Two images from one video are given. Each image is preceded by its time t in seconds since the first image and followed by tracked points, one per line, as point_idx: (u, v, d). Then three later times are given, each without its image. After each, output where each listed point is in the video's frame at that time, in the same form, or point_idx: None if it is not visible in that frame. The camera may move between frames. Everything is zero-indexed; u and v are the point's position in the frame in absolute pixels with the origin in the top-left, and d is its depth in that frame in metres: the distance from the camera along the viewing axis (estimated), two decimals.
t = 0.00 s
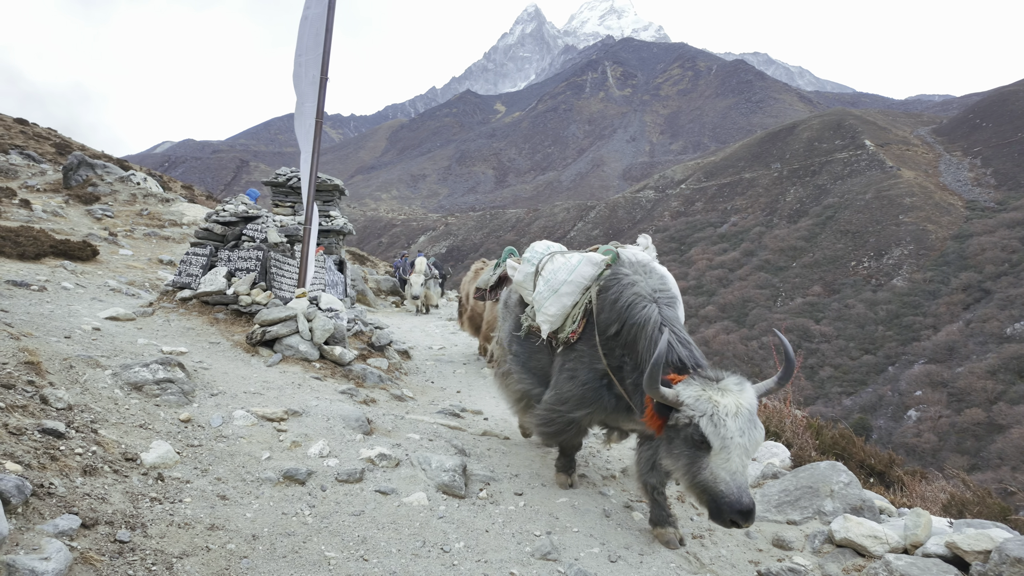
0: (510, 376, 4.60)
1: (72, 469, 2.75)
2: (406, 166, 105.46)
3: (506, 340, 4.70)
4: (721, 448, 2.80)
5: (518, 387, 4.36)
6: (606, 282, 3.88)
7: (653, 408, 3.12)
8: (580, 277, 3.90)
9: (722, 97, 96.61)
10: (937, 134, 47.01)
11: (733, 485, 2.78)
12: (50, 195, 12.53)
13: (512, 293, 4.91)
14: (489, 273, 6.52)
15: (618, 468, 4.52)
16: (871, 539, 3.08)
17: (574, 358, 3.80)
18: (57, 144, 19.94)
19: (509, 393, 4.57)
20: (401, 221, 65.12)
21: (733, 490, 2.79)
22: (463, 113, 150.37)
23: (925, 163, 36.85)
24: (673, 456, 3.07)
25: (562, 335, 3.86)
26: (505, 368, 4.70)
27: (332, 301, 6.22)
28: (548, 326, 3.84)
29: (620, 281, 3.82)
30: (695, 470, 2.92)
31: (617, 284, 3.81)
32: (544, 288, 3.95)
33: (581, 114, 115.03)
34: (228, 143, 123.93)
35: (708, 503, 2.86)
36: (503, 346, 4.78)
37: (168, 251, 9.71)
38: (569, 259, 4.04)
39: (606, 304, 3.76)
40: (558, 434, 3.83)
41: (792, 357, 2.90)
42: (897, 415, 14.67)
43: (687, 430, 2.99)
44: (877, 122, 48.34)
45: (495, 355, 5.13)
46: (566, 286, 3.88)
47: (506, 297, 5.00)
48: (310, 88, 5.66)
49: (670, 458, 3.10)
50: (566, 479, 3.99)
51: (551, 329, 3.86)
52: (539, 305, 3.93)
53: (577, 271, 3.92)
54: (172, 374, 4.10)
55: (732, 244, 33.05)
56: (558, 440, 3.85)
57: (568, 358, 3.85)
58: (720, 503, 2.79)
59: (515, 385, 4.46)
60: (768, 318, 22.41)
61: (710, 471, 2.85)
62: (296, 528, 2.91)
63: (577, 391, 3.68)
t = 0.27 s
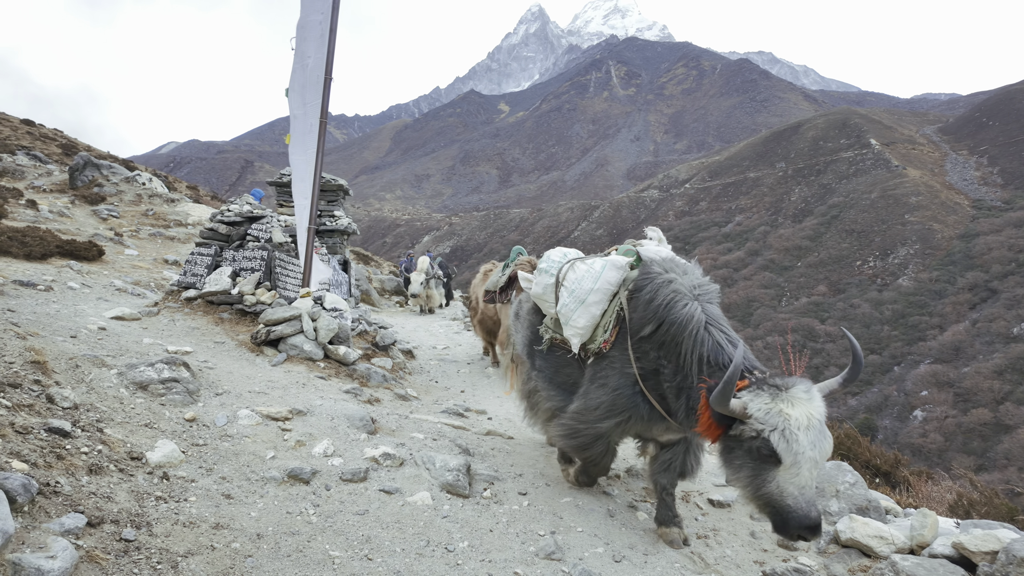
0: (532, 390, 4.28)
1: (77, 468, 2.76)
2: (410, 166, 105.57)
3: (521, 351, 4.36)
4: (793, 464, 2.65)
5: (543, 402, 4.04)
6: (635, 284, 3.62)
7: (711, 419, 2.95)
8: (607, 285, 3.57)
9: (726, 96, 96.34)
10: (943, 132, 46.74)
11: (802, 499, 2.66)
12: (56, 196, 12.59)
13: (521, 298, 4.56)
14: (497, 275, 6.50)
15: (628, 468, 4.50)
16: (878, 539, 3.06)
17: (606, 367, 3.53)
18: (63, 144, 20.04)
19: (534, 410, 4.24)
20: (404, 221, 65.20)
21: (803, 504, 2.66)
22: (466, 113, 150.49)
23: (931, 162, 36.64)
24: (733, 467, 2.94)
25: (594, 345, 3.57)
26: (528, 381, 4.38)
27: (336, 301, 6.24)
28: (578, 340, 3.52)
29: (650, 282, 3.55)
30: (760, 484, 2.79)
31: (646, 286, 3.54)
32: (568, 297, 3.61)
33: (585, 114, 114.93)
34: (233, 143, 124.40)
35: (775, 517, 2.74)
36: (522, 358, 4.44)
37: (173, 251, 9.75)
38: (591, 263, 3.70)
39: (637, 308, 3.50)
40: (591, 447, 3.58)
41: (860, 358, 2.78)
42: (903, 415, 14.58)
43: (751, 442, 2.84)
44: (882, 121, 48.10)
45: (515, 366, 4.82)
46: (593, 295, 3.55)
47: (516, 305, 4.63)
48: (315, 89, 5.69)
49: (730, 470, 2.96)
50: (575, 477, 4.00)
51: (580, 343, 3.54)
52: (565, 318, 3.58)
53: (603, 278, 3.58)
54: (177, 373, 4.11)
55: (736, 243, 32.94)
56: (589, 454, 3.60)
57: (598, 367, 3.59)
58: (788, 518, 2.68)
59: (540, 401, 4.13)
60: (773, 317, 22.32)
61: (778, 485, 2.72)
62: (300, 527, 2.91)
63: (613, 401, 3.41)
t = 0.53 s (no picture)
0: (544, 399, 3.96)
1: (81, 466, 2.76)
2: (413, 166, 105.71)
3: (538, 359, 4.02)
4: (869, 461, 2.46)
5: (564, 413, 3.74)
6: (667, 283, 3.39)
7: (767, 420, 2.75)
8: (631, 284, 3.33)
9: (730, 95, 96.17)
10: (948, 131, 46.53)
11: (889, 502, 2.42)
12: (61, 196, 12.64)
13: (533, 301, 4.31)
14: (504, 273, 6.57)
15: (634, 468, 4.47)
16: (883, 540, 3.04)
17: (652, 375, 3.22)
18: (68, 145, 20.13)
19: (545, 419, 3.96)
20: (408, 221, 65.27)
21: (888, 508, 2.43)
22: (469, 113, 150.65)
23: (936, 160, 36.48)
24: (804, 479, 2.72)
25: (621, 351, 3.29)
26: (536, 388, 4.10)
27: (340, 300, 6.24)
28: (601, 344, 3.26)
29: (685, 281, 3.33)
30: (836, 490, 2.56)
31: (678, 286, 3.31)
32: (590, 298, 3.37)
33: (588, 114, 114.85)
34: (237, 144, 124.80)
35: (860, 525, 2.49)
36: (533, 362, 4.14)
37: (177, 251, 9.78)
38: (615, 262, 3.47)
39: (674, 310, 3.26)
40: (662, 483, 3.01)
41: (912, 344, 2.64)
42: (908, 415, 14.50)
43: (821, 443, 2.61)
44: (887, 119, 47.92)
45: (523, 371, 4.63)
46: (615, 295, 3.32)
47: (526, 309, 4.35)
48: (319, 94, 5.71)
49: (795, 481, 2.80)
50: (578, 480, 3.94)
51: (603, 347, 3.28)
52: (586, 320, 3.34)
53: (626, 277, 3.35)
54: (181, 372, 4.12)
55: (740, 242, 32.85)
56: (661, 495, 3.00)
57: (639, 376, 3.32)
58: (878, 525, 2.42)
59: (553, 410, 3.86)
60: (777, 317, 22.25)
61: (858, 489, 2.48)
62: (304, 526, 2.91)
63: (672, 415, 3.03)
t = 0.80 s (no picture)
0: (552, 401, 3.79)
1: (86, 465, 2.77)
2: (417, 167, 105.90)
3: (551, 359, 3.82)
4: (937, 486, 2.15)
5: (575, 418, 3.53)
6: (700, 289, 3.03)
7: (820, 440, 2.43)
8: (655, 290, 2.99)
9: (734, 96, 96.03)
10: (954, 130, 46.35)
11: (954, 533, 2.13)
12: (66, 196, 12.69)
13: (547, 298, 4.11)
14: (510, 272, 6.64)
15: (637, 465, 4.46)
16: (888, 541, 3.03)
17: (685, 391, 2.87)
18: (74, 145, 20.22)
19: (554, 422, 3.78)
20: (412, 221, 65.36)
21: (958, 540, 2.12)
22: (473, 114, 150.75)
23: (942, 160, 36.36)
24: (857, 505, 2.40)
25: (645, 362, 2.97)
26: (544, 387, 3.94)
27: (344, 299, 6.25)
28: (619, 354, 2.96)
29: (721, 287, 2.96)
30: (895, 518, 2.25)
31: (710, 293, 2.96)
32: (608, 304, 3.04)
33: (592, 114, 114.82)
34: (241, 145, 125.25)
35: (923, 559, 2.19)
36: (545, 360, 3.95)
37: (182, 251, 9.81)
38: (637, 264, 3.12)
39: (707, 318, 2.91)
40: (718, 517, 2.58)
41: (972, 365, 2.40)
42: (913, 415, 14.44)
43: (880, 465, 2.30)
44: (892, 119, 47.78)
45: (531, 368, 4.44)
46: (638, 301, 2.97)
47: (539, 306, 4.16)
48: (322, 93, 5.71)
49: (843, 509, 2.48)
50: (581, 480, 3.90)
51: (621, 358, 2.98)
52: (603, 328, 3.03)
53: (650, 282, 3.00)
54: (185, 371, 4.13)
55: (744, 242, 32.79)
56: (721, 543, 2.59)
57: (668, 390, 2.98)
58: (943, 560, 2.13)
59: (563, 413, 3.67)
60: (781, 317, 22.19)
61: (922, 518, 2.18)
62: (308, 525, 2.91)
63: (712, 436, 2.66)
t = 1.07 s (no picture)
0: (571, 408, 3.75)
1: (93, 465, 2.78)
2: (421, 167, 105.93)
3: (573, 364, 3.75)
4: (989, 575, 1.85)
5: (591, 429, 3.47)
6: (735, 300, 2.92)
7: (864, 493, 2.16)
8: (685, 299, 2.89)
9: (738, 95, 95.78)
10: (961, 130, 46.09)
11: None
12: (71, 196, 12.73)
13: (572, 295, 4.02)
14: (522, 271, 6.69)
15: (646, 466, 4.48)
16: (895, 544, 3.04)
17: (710, 413, 2.76)
18: (80, 146, 20.30)
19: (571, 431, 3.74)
20: (415, 222, 65.36)
21: None
22: (476, 114, 150.75)
23: (948, 160, 36.17)
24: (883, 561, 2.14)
25: (669, 376, 2.91)
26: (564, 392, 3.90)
27: (348, 300, 6.27)
28: (641, 365, 2.90)
29: (757, 300, 2.85)
30: None
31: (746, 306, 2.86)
32: (633, 312, 2.98)
33: (596, 114, 114.65)
34: (246, 145, 125.49)
35: None
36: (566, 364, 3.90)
37: (187, 251, 9.85)
38: (667, 270, 3.02)
39: (740, 334, 2.79)
40: (731, 544, 2.56)
41: None
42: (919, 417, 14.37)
43: (926, 534, 2.02)
44: (898, 119, 47.56)
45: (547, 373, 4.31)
46: (664, 310, 2.89)
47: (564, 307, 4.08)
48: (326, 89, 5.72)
49: (872, 558, 2.19)
50: (586, 482, 3.88)
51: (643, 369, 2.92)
52: (626, 337, 2.98)
53: (680, 290, 2.90)
54: (191, 371, 4.14)
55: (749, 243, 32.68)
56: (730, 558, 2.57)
57: (690, 409, 2.90)
58: None
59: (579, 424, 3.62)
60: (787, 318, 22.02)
61: None
62: (313, 525, 2.91)
63: (733, 463, 2.59)
